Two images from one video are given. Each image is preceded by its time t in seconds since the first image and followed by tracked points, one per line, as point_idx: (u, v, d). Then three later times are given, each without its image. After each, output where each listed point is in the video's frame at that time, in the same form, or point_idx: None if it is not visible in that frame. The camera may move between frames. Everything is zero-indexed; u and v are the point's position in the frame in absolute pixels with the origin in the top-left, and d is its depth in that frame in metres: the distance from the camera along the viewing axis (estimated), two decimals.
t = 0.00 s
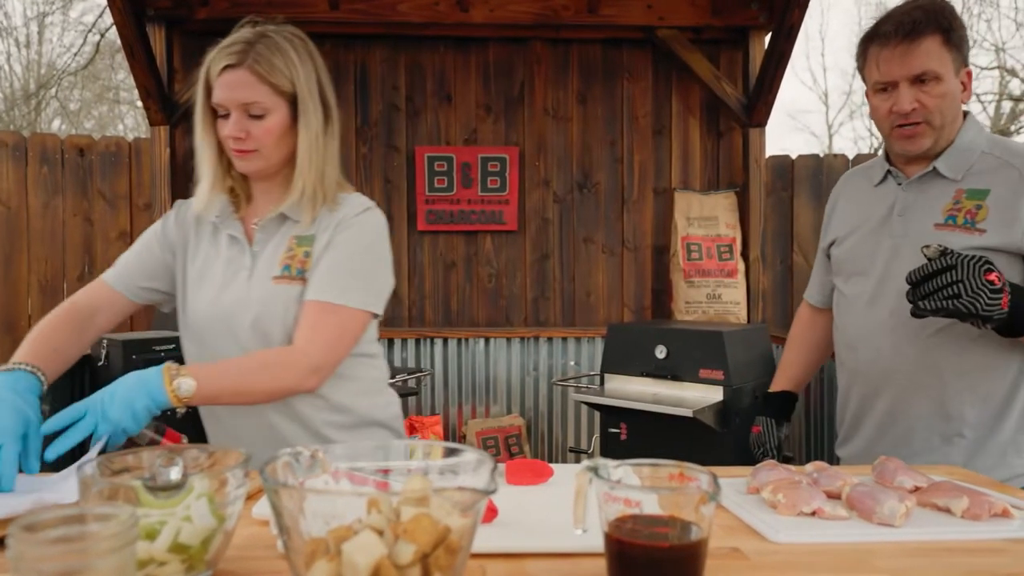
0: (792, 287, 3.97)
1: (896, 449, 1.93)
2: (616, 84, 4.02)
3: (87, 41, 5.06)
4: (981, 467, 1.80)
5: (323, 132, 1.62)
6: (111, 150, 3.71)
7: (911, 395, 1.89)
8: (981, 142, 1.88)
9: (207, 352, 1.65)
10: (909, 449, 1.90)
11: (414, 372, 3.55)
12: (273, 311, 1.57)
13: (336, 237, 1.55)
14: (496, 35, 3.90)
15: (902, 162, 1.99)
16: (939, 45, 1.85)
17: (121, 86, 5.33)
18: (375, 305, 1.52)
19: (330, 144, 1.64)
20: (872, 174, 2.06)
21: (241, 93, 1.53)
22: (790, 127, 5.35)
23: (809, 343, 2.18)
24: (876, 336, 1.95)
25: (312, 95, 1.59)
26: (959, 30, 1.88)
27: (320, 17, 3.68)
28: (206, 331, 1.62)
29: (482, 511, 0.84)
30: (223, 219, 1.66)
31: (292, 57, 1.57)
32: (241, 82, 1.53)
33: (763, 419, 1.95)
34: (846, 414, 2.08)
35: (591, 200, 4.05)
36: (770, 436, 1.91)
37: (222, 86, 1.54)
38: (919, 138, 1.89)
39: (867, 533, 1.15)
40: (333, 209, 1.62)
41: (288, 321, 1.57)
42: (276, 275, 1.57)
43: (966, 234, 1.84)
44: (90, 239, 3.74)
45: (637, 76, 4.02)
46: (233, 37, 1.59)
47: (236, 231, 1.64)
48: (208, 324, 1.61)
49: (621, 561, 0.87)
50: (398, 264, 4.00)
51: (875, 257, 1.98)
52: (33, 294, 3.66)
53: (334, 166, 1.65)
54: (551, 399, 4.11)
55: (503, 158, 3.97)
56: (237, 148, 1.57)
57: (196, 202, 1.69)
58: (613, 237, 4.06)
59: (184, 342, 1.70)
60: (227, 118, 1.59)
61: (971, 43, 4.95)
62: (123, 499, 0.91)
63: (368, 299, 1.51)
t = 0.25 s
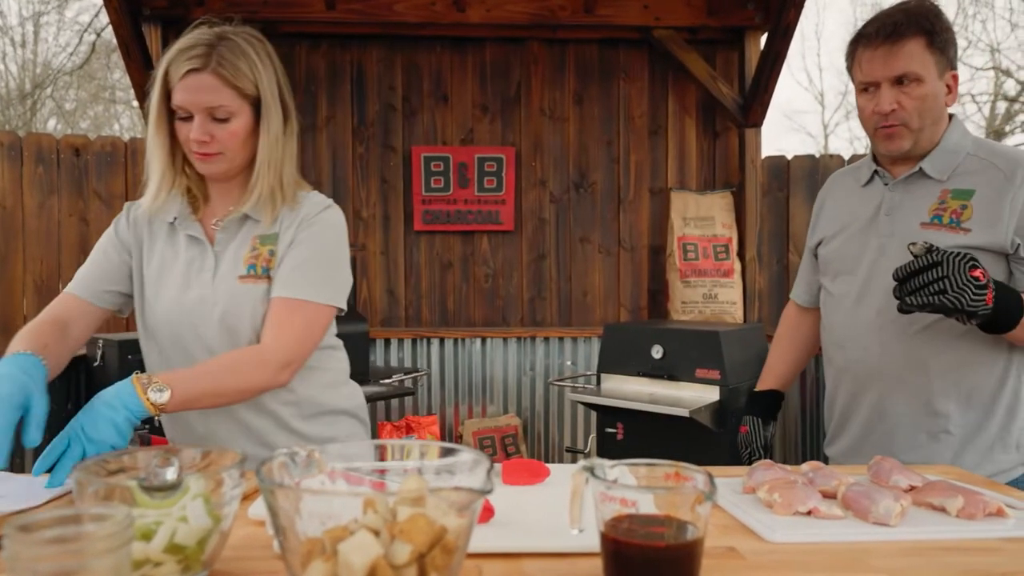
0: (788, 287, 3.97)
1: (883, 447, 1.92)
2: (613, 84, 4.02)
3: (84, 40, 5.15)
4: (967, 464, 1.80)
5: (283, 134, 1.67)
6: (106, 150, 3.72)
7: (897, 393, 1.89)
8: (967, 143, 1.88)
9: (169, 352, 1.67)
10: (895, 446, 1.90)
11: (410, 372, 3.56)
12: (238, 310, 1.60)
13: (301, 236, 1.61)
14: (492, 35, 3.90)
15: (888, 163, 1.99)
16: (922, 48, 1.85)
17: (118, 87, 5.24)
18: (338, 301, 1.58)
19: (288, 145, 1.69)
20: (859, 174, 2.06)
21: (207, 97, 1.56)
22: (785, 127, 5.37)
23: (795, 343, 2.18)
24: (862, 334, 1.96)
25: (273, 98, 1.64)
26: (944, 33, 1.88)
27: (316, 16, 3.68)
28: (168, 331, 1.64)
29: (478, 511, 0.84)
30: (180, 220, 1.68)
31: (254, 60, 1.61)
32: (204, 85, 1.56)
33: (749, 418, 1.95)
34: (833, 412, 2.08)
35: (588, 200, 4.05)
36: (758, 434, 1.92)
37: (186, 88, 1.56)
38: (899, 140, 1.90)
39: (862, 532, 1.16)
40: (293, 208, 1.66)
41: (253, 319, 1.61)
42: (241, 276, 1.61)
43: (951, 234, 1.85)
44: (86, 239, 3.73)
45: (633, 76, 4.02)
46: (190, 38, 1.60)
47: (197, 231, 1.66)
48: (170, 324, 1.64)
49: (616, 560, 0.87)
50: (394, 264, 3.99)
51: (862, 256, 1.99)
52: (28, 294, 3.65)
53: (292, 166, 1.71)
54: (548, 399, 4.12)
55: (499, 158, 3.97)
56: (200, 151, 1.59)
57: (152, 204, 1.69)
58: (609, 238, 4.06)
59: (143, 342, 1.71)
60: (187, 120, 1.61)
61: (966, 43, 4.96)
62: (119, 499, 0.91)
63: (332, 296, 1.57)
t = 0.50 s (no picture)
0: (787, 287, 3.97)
1: (875, 445, 1.92)
2: (612, 84, 4.02)
3: (82, 40, 5.13)
4: (959, 462, 1.80)
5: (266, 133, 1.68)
6: (104, 150, 3.80)
7: (889, 390, 1.89)
8: (963, 143, 1.88)
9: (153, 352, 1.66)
10: (886, 444, 1.90)
11: (409, 372, 3.56)
12: (224, 308, 1.60)
13: (288, 233, 1.63)
14: (492, 35, 3.90)
15: (883, 162, 1.99)
16: (913, 50, 1.86)
17: (116, 86, 5.31)
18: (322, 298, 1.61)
19: (270, 143, 1.69)
20: (856, 174, 2.06)
21: (190, 97, 1.56)
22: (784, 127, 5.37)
23: (794, 342, 2.18)
24: (856, 331, 1.96)
25: (255, 96, 1.64)
26: (936, 35, 1.88)
27: (315, 16, 3.68)
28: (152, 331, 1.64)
29: (477, 511, 0.83)
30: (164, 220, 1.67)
31: (236, 58, 1.61)
32: (186, 84, 1.56)
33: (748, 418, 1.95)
34: (826, 411, 2.08)
35: (587, 200, 4.05)
36: (757, 434, 1.92)
37: (168, 87, 1.56)
38: (890, 141, 1.91)
39: (861, 532, 1.16)
40: (276, 207, 1.68)
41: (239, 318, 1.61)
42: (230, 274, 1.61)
43: (943, 233, 1.84)
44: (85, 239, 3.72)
45: (632, 76, 4.03)
46: (170, 38, 1.60)
47: (181, 231, 1.65)
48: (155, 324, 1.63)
49: (615, 560, 0.87)
50: (393, 264, 3.99)
51: (857, 254, 1.99)
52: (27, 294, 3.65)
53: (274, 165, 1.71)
54: (547, 399, 4.12)
55: (499, 158, 3.97)
56: (183, 150, 1.59)
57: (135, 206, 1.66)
58: (608, 238, 4.06)
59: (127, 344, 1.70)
60: (169, 120, 1.61)
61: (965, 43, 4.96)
62: (117, 500, 0.91)
63: (319, 291, 1.60)
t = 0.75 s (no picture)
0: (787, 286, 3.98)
1: (873, 445, 1.92)
2: (612, 84, 4.02)
3: (82, 40, 5.10)
4: (956, 462, 1.80)
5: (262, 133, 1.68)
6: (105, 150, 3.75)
7: (886, 390, 1.89)
8: (962, 144, 1.88)
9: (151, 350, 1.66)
10: (884, 444, 1.90)
11: (409, 372, 3.56)
12: (224, 306, 1.60)
13: (285, 233, 1.65)
14: (492, 35, 3.90)
15: (884, 163, 2.00)
16: (914, 51, 1.86)
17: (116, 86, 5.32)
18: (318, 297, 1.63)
19: (266, 143, 1.69)
20: (857, 175, 2.06)
21: (188, 96, 1.56)
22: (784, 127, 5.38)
23: (794, 342, 2.18)
24: (855, 331, 1.96)
25: (252, 96, 1.64)
26: (937, 36, 1.88)
27: (315, 16, 3.68)
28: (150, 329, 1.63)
29: (477, 511, 0.84)
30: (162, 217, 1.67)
31: (232, 59, 1.62)
32: (184, 83, 1.56)
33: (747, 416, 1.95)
34: (825, 410, 2.08)
35: (587, 200, 4.05)
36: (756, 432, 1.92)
37: (165, 87, 1.56)
38: (895, 141, 1.90)
39: (861, 532, 1.16)
40: (274, 208, 1.69)
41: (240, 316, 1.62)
42: (229, 272, 1.62)
43: (941, 233, 1.84)
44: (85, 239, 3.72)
45: (632, 76, 4.03)
46: (167, 38, 1.60)
47: (180, 229, 1.65)
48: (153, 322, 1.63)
49: (615, 560, 0.87)
50: (393, 264, 3.99)
51: (856, 254, 1.99)
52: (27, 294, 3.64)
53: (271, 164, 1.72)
54: (547, 399, 4.12)
55: (499, 158, 3.97)
56: (180, 149, 1.58)
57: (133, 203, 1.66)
58: (609, 238, 4.06)
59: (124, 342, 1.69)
60: (165, 119, 1.60)
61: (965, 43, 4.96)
62: (117, 500, 0.91)
63: (315, 291, 1.62)
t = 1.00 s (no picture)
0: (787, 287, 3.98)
1: (875, 444, 1.92)
2: (613, 84, 4.02)
3: (82, 40, 5.09)
4: (957, 463, 1.80)
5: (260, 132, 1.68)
6: (105, 149, 3.73)
7: (888, 391, 1.89)
8: (962, 144, 1.88)
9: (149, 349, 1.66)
10: (887, 446, 1.90)
11: (409, 372, 3.56)
12: (224, 305, 1.61)
13: (286, 233, 1.65)
14: (492, 35, 3.90)
15: (886, 163, 1.99)
16: (927, 49, 1.84)
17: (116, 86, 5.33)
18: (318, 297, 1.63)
19: (265, 142, 1.69)
20: (857, 175, 2.06)
21: (186, 96, 1.56)
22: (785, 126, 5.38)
23: (793, 341, 2.18)
24: (856, 331, 1.96)
25: (250, 96, 1.64)
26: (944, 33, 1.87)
27: (316, 16, 3.68)
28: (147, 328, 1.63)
29: (477, 512, 0.83)
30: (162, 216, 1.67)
31: (230, 59, 1.61)
32: (182, 83, 1.56)
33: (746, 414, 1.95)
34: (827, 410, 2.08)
35: (587, 200, 4.05)
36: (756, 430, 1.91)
37: (163, 87, 1.56)
38: (910, 140, 1.89)
39: (861, 532, 1.16)
40: (274, 207, 1.69)
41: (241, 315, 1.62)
42: (228, 270, 1.62)
43: (943, 233, 1.84)
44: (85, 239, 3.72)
45: (632, 76, 4.03)
46: (165, 38, 1.60)
47: (180, 228, 1.65)
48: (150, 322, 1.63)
49: (615, 560, 0.87)
50: (393, 264, 3.99)
51: (858, 254, 1.99)
52: (27, 294, 3.64)
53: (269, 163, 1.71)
54: (547, 399, 4.12)
55: (499, 158, 3.97)
56: (179, 149, 1.59)
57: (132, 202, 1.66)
58: (609, 238, 4.06)
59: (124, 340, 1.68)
60: (164, 119, 1.61)
61: (965, 44, 4.96)
62: (117, 500, 0.91)
63: (315, 292, 1.62)
